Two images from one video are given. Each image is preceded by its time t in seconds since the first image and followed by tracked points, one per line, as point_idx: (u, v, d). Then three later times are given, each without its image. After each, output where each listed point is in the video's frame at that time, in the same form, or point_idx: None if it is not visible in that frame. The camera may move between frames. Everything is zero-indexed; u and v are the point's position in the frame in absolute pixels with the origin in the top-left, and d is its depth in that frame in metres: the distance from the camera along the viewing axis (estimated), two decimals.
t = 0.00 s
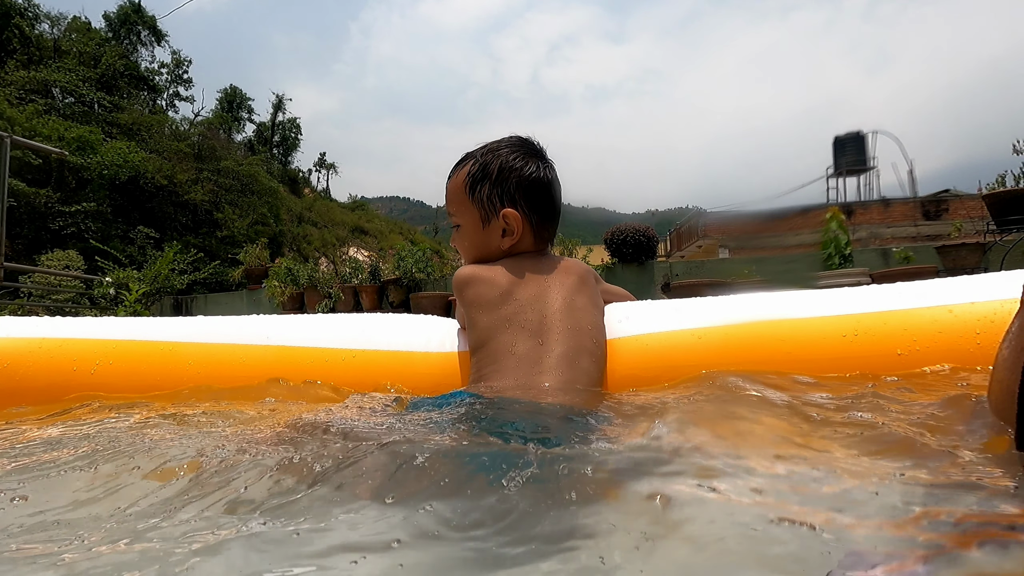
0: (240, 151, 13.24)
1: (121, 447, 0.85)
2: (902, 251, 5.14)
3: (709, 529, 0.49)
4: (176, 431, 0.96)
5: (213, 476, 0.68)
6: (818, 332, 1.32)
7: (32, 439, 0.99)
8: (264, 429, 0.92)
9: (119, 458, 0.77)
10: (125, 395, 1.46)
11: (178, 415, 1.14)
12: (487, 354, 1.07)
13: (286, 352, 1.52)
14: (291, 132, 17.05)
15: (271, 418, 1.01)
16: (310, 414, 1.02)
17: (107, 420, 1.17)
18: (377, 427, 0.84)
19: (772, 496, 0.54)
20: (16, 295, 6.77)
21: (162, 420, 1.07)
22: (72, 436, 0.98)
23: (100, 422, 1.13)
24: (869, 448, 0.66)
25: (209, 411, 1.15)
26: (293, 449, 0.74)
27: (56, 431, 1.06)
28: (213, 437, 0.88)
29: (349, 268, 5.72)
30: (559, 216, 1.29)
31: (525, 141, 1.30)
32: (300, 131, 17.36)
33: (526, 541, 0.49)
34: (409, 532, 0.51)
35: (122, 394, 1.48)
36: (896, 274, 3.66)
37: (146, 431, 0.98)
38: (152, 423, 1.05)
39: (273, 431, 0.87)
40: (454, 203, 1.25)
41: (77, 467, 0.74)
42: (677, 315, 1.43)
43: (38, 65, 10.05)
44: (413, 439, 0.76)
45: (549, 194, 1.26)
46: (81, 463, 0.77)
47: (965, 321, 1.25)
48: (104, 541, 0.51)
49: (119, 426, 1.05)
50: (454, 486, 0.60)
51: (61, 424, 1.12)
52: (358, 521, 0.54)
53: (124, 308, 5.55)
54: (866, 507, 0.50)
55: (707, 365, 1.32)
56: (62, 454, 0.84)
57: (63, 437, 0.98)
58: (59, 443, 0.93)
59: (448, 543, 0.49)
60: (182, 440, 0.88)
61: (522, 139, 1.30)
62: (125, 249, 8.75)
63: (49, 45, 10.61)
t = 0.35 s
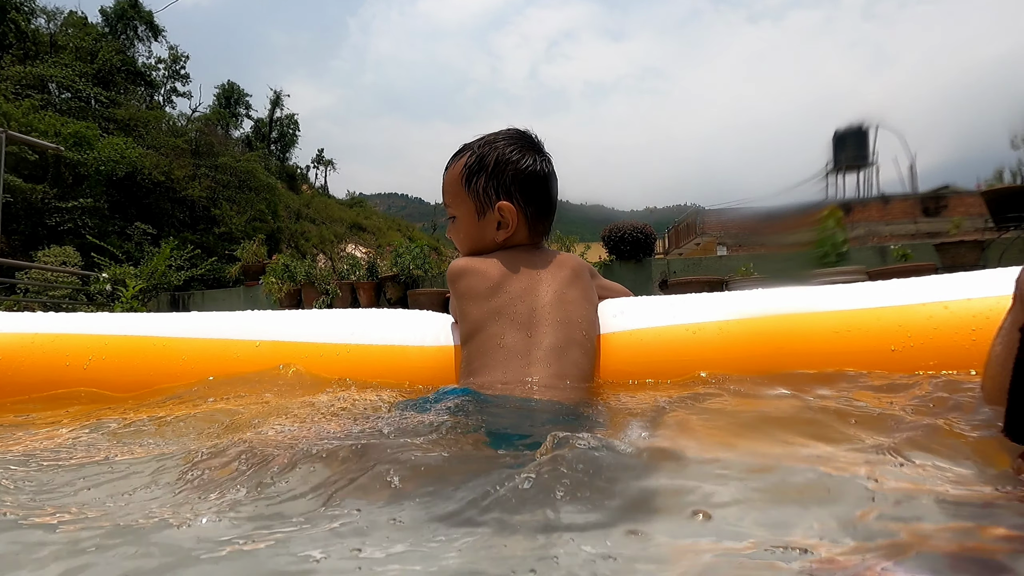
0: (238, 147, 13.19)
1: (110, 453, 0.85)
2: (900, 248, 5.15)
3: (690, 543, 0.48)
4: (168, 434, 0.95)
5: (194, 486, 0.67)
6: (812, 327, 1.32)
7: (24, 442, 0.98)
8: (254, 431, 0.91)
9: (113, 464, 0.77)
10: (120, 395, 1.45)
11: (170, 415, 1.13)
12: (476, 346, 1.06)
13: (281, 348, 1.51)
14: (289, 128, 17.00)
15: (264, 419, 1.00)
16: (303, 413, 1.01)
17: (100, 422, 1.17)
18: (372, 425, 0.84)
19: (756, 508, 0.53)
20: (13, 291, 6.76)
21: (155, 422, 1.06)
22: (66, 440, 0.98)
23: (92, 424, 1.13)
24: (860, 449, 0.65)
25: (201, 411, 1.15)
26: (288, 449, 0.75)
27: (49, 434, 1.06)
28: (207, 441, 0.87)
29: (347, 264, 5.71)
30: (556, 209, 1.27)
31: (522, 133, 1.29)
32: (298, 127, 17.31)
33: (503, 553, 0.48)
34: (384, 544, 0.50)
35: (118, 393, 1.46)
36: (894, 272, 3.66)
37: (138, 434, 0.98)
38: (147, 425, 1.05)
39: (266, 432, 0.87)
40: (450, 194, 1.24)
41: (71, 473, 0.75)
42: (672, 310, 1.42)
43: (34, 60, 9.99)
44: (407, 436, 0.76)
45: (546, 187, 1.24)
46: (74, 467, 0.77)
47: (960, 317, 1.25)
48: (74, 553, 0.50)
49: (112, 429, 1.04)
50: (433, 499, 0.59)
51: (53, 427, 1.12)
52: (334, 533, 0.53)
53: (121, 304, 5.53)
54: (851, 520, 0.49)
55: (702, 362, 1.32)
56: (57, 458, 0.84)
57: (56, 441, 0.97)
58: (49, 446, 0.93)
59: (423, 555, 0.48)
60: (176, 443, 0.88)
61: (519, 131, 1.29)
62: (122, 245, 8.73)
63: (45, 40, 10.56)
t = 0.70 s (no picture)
0: (235, 143, 13.15)
1: (107, 450, 0.86)
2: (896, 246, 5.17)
3: (677, 552, 0.48)
4: (164, 432, 0.96)
5: (189, 483, 0.67)
6: (804, 323, 1.32)
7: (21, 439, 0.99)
8: (253, 431, 0.91)
9: (109, 460, 0.78)
10: (116, 390, 1.45)
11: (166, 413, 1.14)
12: (466, 341, 1.07)
13: (278, 344, 1.51)
14: (286, 124, 16.96)
15: (260, 416, 1.01)
16: (298, 411, 1.02)
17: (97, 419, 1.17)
18: (366, 425, 0.85)
19: (741, 514, 0.53)
20: (9, 287, 6.74)
21: (151, 421, 1.07)
22: (62, 437, 0.98)
23: (89, 422, 1.13)
24: (851, 454, 0.65)
25: (198, 409, 1.15)
26: (283, 451, 0.75)
27: (44, 431, 1.06)
28: (203, 439, 0.88)
29: (344, 261, 5.71)
30: (552, 203, 1.26)
31: (518, 127, 1.28)
32: (295, 124, 17.26)
33: (483, 561, 0.48)
34: (376, 549, 0.50)
35: (113, 389, 1.46)
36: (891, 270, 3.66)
37: (135, 431, 0.98)
38: (144, 423, 1.05)
39: (262, 433, 0.88)
40: (444, 189, 1.25)
41: (68, 468, 0.75)
42: (664, 307, 1.43)
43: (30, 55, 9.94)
44: (400, 438, 0.76)
45: (541, 181, 1.24)
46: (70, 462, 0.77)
47: (950, 313, 1.25)
48: (66, 552, 0.51)
49: (109, 427, 1.05)
50: (424, 505, 0.59)
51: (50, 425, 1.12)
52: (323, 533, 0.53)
53: (117, 300, 5.53)
54: (831, 529, 0.50)
55: (693, 358, 1.32)
56: (54, 453, 0.84)
57: (53, 438, 0.98)
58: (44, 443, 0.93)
59: (406, 556, 0.49)
60: (172, 441, 0.88)
61: (515, 125, 1.28)
62: (119, 242, 8.70)
63: (41, 35, 10.50)
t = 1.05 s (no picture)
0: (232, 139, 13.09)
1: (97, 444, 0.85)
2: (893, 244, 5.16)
3: (662, 558, 0.47)
4: (155, 431, 0.95)
5: (173, 481, 0.66)
6: (795, 322, 1.32)
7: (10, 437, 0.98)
8: (245, 431, 0.91)
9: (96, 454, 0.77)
10: (110, 388, 1.44)
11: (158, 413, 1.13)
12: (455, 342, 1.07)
13: (274, 341, 1.50)
14: (283, 120, 16.90)
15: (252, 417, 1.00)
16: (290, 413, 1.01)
17: (89, 418, 1.16)
18: (354, 430, 0.84)
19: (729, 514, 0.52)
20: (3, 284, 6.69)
21: (141, 421, 1.06)
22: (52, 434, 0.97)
23: (80, 421, 1.12)
24: (837, 453, 0.64)
25: (191, 409, 1.14)
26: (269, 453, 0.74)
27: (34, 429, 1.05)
28: (193, 438, 0.87)
29: (341, 258, 5.68)
30: (548, 202, 1.24)
31: (515, 126, 1.26)
32: (292, 120, 17.20)
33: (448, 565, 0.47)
34: (338, 550, 0.49)
35: (107, 386, 1.45)
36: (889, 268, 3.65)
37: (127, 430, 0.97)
38: (136, 423, 1.04)
39: (252, 434, 0.87)
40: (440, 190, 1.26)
41: (54, 461, 0.74)
42: (657, 305, 1.42)
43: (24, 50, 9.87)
44: (385, 443, 0.75)
45: (535, 180, 1.21)
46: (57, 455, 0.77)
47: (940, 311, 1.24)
48: (38, 548, 0.50)
49: (99, 425, 1.04)
50: (406, 506, 0.57)
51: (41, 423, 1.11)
52: (287, 534, 0.52)
53: (113, 297, 5.49)
54: (819, 529, 0.49)
55: (684, 356, 1.32)
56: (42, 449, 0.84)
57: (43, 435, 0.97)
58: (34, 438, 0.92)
59: (383, 556, 0.48)
60: (164, 438, 0.88)
61: (512, 124, 1.27)
62: (115, 238, 8.65)
63: (36, 29, 10.43)
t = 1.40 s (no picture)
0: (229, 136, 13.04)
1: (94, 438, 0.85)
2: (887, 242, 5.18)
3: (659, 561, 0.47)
4: (155, 428, 0.95)
5: (172, 478, 0.67)
6: (790, 321, 1.32)
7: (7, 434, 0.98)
8: (243, 430, 0.91)
9: (93, 450, 0.77)
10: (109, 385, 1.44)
11: (157, 411, 1.13)
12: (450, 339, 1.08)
13: (273, 338, 1.50)
14: (280, 117, 16.86)
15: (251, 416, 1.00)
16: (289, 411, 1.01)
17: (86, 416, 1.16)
18: (349, 428, 0.84)
19: (725, 515, 0.53)
20: None
21: (139, 418, 1.06)
22: (52, 430, 0.98)
23: (80, 419, 1.12)
24: (831, 453, 0.64)
25: (190, 407, 1.15)
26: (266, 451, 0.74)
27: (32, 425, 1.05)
28: (191, 435, 0.87)
29: (338, 255, 5.67)
30: (548, 200, 1.23)
31: (515, 124, 1.26)
32: (290, 117, 17.16)
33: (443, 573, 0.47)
34: (335, 554, 0.49)
35: (107, 384, 1.46)
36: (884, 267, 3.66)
37: (127, 426, 0.98)
38: (135, 419, 1.05)
39: (250, 432, 0.87)
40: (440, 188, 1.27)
41: (52, 457, 0.75)
42: (653, 304, 1.42)
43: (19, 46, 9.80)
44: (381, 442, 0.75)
45: (533, 177, 1.21)
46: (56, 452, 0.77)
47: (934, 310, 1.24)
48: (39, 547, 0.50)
49: (96, 422, 1.04)
50: (405, 506, 0.58)
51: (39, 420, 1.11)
52: (282, 537, 0.52)
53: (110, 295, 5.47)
54: (814, 532, 0.49)
55: (679, 355, 1.33)
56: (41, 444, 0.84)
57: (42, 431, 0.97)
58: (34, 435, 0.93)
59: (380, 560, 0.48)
60: (162, 435, 0.88)
61: (512, 122, 1.26)
62: (111, 235, 8.62)
63: (31, 25, 10.36)
